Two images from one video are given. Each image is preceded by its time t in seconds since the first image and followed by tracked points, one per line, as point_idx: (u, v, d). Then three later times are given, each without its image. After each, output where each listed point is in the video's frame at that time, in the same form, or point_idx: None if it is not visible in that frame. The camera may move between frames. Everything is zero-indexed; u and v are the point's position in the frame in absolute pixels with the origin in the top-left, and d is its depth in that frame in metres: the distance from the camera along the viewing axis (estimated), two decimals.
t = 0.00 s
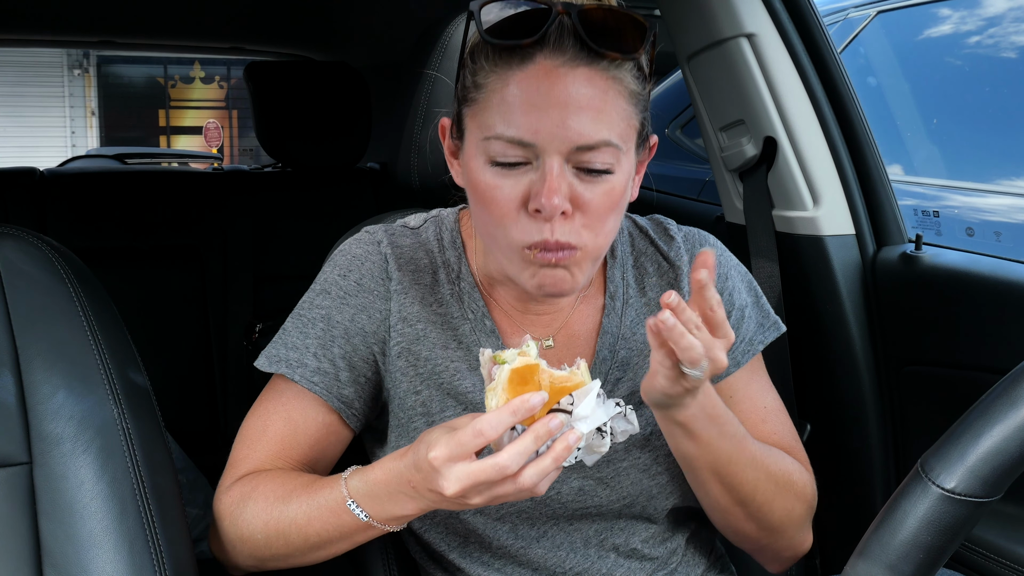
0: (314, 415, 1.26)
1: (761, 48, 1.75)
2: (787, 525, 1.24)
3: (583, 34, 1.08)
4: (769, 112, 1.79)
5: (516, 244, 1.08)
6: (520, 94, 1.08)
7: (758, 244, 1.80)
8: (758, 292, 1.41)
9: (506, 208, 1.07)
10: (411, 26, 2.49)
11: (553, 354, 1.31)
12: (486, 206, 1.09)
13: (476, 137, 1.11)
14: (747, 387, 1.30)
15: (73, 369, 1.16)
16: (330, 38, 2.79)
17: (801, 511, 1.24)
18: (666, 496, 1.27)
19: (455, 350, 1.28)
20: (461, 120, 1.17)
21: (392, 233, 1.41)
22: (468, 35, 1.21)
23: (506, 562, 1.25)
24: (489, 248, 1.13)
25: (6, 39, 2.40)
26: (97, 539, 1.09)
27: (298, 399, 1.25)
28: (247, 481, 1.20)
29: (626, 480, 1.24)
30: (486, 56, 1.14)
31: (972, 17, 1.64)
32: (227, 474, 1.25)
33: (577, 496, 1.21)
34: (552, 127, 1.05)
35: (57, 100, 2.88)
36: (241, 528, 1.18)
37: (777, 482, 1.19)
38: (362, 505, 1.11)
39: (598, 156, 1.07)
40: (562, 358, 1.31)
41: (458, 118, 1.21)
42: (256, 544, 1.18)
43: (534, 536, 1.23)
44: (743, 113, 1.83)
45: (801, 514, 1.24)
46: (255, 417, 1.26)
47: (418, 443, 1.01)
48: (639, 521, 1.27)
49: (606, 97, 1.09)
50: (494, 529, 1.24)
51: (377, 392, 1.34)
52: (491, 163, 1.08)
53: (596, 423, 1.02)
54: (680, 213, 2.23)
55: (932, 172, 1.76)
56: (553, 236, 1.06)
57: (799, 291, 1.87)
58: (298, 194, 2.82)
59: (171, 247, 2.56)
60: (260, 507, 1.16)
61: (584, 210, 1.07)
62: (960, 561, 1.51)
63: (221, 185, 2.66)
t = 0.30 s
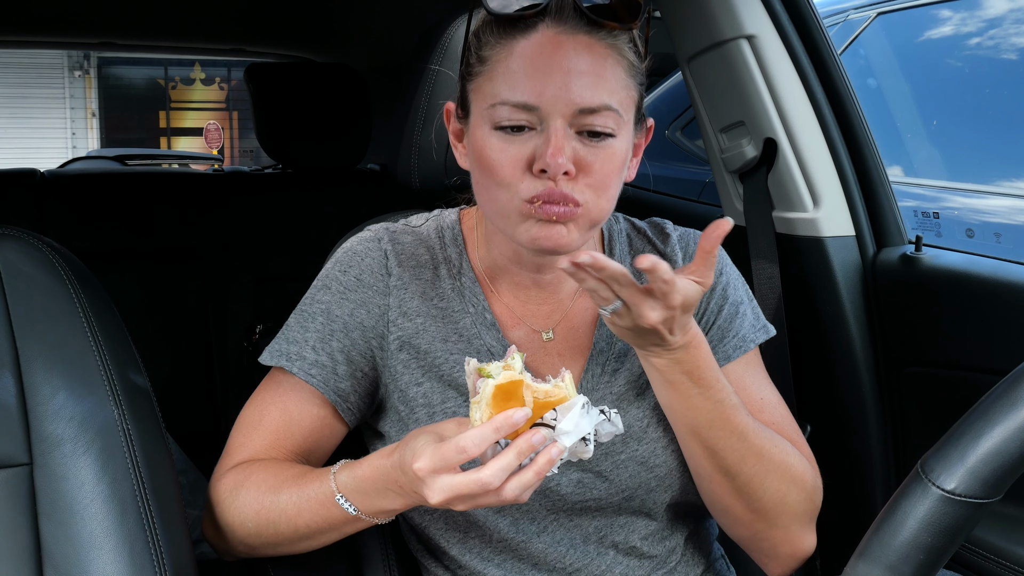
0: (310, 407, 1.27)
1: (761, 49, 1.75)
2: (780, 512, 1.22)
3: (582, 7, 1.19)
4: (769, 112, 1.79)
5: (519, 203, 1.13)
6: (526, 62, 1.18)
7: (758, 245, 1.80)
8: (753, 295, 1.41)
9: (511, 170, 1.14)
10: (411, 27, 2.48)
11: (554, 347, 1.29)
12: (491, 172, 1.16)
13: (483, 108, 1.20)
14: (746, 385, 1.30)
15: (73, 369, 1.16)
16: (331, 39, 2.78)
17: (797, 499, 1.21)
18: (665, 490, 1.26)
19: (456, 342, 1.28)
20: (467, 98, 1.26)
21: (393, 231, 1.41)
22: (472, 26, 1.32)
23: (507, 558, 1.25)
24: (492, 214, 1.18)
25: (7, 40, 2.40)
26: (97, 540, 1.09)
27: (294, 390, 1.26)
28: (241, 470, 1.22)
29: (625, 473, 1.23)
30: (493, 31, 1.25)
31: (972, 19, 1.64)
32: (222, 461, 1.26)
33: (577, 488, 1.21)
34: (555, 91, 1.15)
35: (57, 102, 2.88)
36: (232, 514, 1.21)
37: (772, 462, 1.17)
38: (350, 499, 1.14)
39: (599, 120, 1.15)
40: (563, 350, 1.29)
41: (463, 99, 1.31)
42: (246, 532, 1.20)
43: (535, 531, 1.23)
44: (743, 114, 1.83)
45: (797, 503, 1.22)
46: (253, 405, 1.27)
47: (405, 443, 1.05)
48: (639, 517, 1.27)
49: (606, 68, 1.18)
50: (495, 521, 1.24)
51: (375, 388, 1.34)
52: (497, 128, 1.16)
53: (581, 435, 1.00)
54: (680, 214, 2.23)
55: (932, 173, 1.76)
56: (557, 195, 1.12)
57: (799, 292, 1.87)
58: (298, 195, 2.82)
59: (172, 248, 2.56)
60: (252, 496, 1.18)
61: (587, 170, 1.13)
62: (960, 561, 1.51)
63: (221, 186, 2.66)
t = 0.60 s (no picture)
0: (302, 402, 1.29)
1: (761, 49, 1.76)
2: (774, 510, 1.22)
3: None
4: (768, 112, 1.79)
5: (519, 185, 1.16)
6: (521, 49, 1.21)
7: (758, 245, 1.81)
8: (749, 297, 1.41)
9: (511, 155, 1.17)
10: (412, 27, 2.49)
11: (555, 340, 1.29)
12: (492, 158, 1.19)
13: (482, 97, 1.23)
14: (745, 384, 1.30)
15: (74, 369, 1.17)
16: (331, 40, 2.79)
17: (790, 498, 1.22)
18: (666, 485, 1.26)
19: (455, 340, 1.28)
20: (465, 87, 1.29)
21: (392, 233, 1.41)
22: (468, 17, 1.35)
23: (508, 552, 1.25)
24: (492, 199, 1.20)
25: (7, 40, 2.40)
26: (97, 539, 1.10)
27: (288, 385, 1.29)
28: (231, 457, 1.26)
29: (626, 468, 1.23)
30: (487, 20, 1.27)
31: (973, 19, 1.64)
32: (217, 446, 1.31)
33: (578, 481, 1.21)
34: (550, 77, 1.18)
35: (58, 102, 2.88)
36: (221, 498, 1.25)
37: (764, 460, 1.19)
38: (332, 496, 1.18)
39: (595, 102, 1.19)
40: (564, 343, 1.29)
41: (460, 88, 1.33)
42: (233, 519, 1.24)
43: (537, 525, 1.23)
44: (743, 114, 1.83)
45: (790, 502, 1.22)
46: (249, 395, 1.31)
47: (386, 450, 1.09)
48: (640, 513, 1.27)
49: (600, 51, 1.22)
50: (499, 515, 1.23)
51: (372, 388, 1.35)
52: (496, 115, 1.20)
53: (555, 456, 0.98)
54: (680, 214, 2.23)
55: (932, 173, 1.76)
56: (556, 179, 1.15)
57: (799, 291, 1.87)
58: (298, 196, 2.82)
59: (173, 249, 2.56)
60: (239, 485, 1.22)
61: (584, 153, 1.17)
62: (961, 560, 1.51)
63: (222, 186, 2.67)
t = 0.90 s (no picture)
0: (301, 402, 1.29)
1: (761, 48, 1.76)
2: (770, 510, 1.22)
3: None
4: (769, 112, 1.79)
5: (519, 182, 1.16)
6: (517, 47, 1.21)
7: (758, 244, 1.81)
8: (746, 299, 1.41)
9: (512, 152, 1.17)
10: (412, 27, 2.49)
11: (556, 337, 1.29)
12: (492, 156, 1.19)
13: (479, 96, 1.23)
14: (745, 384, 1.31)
15: (74, 369, 1.17)
16: (331, 40, 2.79)
17: (786, 498, 1.22)
18: (666, 483, 1.26)
19: (455, 340, 1.28)
20: (462, 87, 1.29)
21: (392, 235, 1.41)
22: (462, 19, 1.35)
23: (508, 551, 1.25)
24: (492, 197, 1.20)
25: (8, 40, 2.40)
26: (97, 539, 1.10)
27: (287, 385, 1.29)
28: (229, 456, 1.27)
29: (627, 465, 1.23)
30: (482, 20, 1.27)
31: (973, 19, 1.64)
32: (216, 446, 1.31)
33: (579, 479, 1.21)
34: (547, 73, 1.18)
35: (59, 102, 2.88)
36: (218, 497, 1.25)
37: (762, 460, 1.19)
38: (326, 496, 1.18)
39: (592, 97, 1.19)
40: (564, 340, 1.29)
41: (457, 90, 1.33)
42: (230, 517, 1.25)
43: (538, 523, 1.23)
44: (743, 113, 1.84)
45: (786, 503, 1.22)
46: (249, 396, 1.31)
47: (375, 450, 1.10)
48: (640, 512, 1.27)
49: (595, 48, 1.22)
50: (499, 513, 1.23)
51: (372, 389, 1.35)
52: (495, 113, 1.20)
53: (542, 456, 0.99)
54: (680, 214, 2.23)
55: (932, 172, 1.76)
56: (557, 173, 1.15)
57: (799, 291, 1.87)
58: (298, 195, 2.82)
59: (173, 249, 2.56)
60: (236, 484, 1.23)
61: (584, 147, 1.17)
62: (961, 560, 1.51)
63: (222, 185, 2.67)
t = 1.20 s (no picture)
0: (300, 404, 1.29)
1: (761, 48, 1.76)
2: (767, 514, 1.22)
3: None
4: (769, 112, 1.79)
5: (522, 181, 1.16)
6: (517, 46, 1.21)
7: (758, 244, 1.81)
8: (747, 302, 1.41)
9: (514, 152, 1.17)
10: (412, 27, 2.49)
11: (556, 338, 1.29)
12: (494, 156, 1.19)
13: (480, 97, 1.23)
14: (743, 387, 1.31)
15: (74, 369, 1.16)
16: (330, 40, 2.78)
17: (783, 502, 1.22)
18: (665, 484, 1.26)
19: (454, 342, 1.28)
20: (461, 87, 1.29)
21: (391, 236, 1.41)
22: (460, 18, 1.35)
23: (507, 552, 1.25)
24: (495, 196, 1.20)
25: (7, 39, 2.40)
26: (97, 539, 1.10)
27: (286, 386, 1.29)
28: (227, 458, 1.27)
29: (626, 466, 1.23)
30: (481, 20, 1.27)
31: (974, 17, 1.64)
32: (215, 448, 1.31)
33: (579, 480, 1.21)
34: (548, 73, 1.18)
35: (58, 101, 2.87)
36: (217, 498, 1.25)
37: (761, 464, 1.18)
38: (321, 497, 1.17)
39: (592, 96, 1.19)
40: (564, 341, 1.29)
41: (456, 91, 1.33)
42: (228, 518, 1.25)
43: (537, 524, 1.23)
44: (743, 113, 1.83)
45: (783, 506, 1.22)
46: (249, 398, 1.31)
47: (368, 451, 1.10)
48: (639, 513, 1.27)
49: (594, 46, 1.22)
50: (498, 514, 1.23)
51: (371, 391, 1.35)
52: (496, 114, 1.20)
53: (534, 459, 0.98)
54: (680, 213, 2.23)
55: (932, 172, 1.76)
56: (559, 173, 1.14)
57: (799, 291, 1.87)
58: (298, 195, 2.82)
59: (173, 248, 2.56)
60: (234, 485, 1.23)
61: (586, 145, 1.16)
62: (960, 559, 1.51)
63: (222, 185, 2.67)
